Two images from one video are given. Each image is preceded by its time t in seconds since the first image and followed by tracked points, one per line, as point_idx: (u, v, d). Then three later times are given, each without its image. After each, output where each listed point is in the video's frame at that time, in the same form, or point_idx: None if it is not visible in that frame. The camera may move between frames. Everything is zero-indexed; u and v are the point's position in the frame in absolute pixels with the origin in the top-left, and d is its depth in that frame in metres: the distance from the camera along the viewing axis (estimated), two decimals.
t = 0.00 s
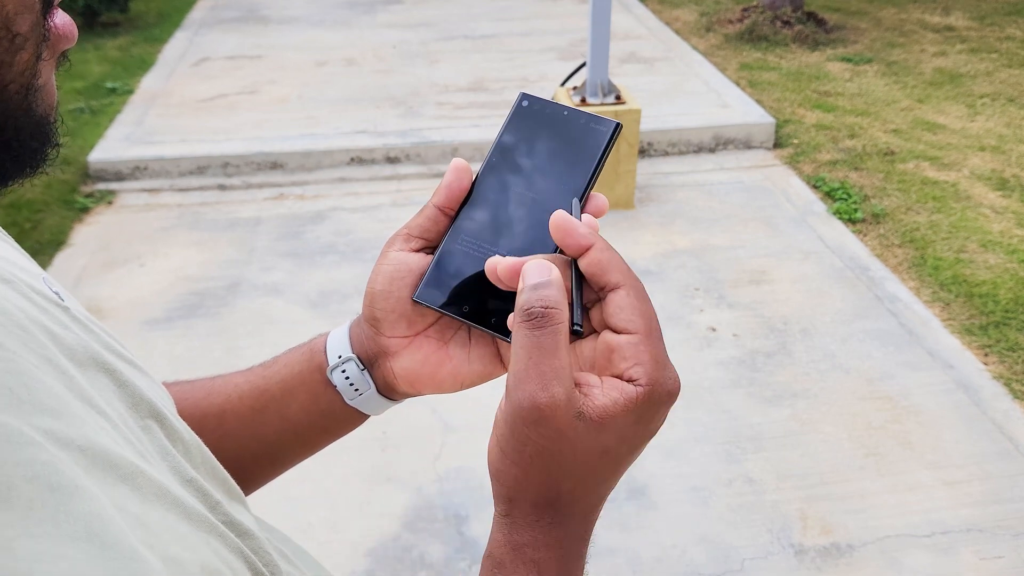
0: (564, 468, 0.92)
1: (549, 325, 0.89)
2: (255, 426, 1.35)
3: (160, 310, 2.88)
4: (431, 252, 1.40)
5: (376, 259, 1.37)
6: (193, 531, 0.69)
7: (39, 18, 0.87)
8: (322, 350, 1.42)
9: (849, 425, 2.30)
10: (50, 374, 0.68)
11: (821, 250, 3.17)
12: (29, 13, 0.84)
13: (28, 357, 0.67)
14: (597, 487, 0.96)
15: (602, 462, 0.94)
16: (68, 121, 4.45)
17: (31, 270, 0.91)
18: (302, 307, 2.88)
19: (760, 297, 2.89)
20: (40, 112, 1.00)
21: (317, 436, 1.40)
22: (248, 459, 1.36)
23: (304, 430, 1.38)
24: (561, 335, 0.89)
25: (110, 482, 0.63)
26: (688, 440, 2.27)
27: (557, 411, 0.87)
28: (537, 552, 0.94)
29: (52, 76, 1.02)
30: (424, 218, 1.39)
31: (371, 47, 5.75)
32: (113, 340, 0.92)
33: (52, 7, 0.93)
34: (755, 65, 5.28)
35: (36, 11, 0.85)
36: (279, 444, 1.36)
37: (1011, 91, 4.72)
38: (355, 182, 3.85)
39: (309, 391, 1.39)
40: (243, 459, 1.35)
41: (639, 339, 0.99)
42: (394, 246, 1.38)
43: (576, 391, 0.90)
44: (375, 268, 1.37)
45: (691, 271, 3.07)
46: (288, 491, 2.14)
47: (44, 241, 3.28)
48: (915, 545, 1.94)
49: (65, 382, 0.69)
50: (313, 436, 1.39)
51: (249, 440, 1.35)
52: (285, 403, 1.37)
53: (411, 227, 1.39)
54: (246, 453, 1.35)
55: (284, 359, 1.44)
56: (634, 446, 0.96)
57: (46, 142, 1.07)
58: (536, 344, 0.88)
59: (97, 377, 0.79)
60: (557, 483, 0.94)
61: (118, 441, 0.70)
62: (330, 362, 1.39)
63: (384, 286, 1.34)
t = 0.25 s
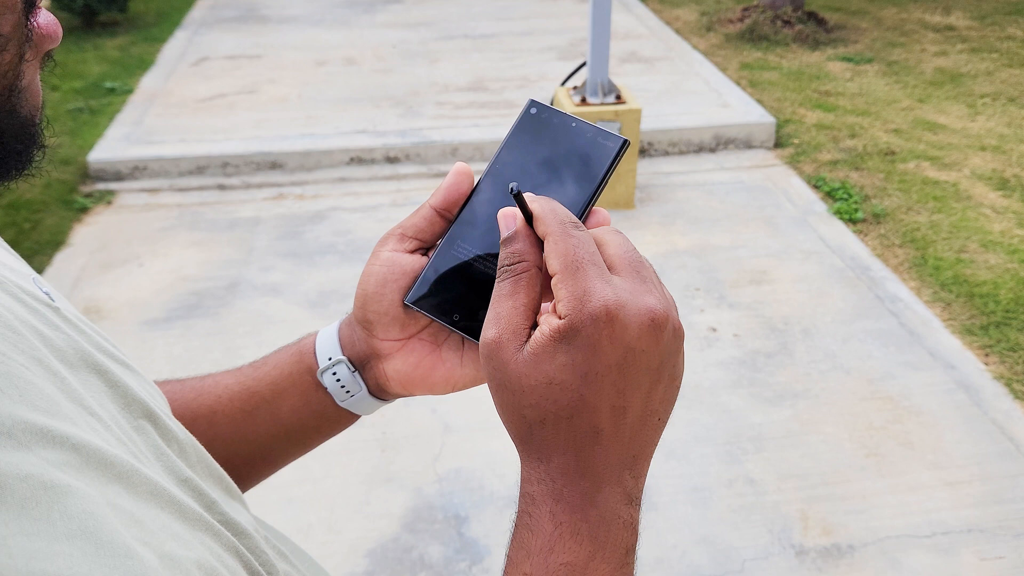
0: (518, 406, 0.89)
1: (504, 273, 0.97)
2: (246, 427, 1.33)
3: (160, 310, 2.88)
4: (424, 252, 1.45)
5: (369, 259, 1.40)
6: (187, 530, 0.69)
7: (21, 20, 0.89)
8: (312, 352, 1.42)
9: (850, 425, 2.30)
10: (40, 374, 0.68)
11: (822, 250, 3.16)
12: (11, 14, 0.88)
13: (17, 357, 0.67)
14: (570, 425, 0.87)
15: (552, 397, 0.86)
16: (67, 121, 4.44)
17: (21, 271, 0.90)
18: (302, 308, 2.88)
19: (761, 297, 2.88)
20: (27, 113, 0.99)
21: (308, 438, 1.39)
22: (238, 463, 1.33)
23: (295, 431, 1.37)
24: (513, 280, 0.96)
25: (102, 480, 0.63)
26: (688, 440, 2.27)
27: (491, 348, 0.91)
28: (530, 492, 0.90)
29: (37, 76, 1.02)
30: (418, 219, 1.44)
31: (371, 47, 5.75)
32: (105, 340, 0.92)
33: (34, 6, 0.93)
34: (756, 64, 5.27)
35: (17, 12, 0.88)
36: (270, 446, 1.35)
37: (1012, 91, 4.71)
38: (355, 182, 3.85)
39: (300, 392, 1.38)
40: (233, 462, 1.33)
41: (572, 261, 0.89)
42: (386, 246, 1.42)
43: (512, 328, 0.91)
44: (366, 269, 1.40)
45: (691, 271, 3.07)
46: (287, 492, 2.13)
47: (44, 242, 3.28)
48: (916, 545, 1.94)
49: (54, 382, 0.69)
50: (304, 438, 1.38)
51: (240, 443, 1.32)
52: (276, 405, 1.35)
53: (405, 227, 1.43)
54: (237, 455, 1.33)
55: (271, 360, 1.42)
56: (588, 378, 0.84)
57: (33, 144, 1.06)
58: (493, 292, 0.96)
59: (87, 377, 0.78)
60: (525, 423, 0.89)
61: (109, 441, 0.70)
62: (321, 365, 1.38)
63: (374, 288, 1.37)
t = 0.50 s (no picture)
0: (511, 354, 0.87)
1: (486, 230, 0.95)
2: (240, 433, 1.34)
3: (160, 310, 2.88)
4: (422, 263, 1.39)
5: (364, 268, 1.35)
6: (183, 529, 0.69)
7: (13, 21, 0.88)
8: (306, 359, 1.41)
9: (850, 425, 2.30)
10: (34, 375, 0.68)
11: (822, 250, 3.16)
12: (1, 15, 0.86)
13: (10, 359, 0.67)
14: (561, 364, 0.85)
15: (542, 339, 0.84)
16: (68, 121, 4.44)
17: (14, 274, 0.91)
18: (302, 308, 2.88)
19: (761, 297, 2.88)
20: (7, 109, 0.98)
21: (304, 444, 1.40)
22: (233, 469, 1.35)
23: (290, 437, 1.37)
24: (494, 236, 0.93)
25: (96, 479, 0.63)
26: (688, 440, 2.27)
27: (478, 307, 0.88)
28: (533, 432, 0.89)
29: (27, 77, 1.04)
30: (416, 228, 1.38)
31: (371, 46, 5.75)
32: (99, 342, 0.92)
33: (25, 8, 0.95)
34: (756, 64, 5.27)
35: (9, 14, 0.87)
36: (264, 453, 1.36)
37: (1012, 91, 4.71)
38: (355, 182, 3.85)
39: (295, 400, 1.38)
40: (229, 468, 1.35)
41: (549, 207, 0.88)
42: (383, 256, 1.37)
43: (497, 281, 0.88)
44: (361, 278, 1.35)
45: (691, 271, 3.07)
46: (287, 492, 2.13)
47: (44, 241, 3.27)
48: (916, 545, 1.94)
49: (48, 384, 0.69)
50: (299, 445, 1.39)
51: (235, 451, 1.34)
52: (270, 411, 1.36)
53: (402, 237, 1.39)
54: (233, 462, 1.34)
55: (267, 366, 1.42)
56: (574, 316, 0.83)
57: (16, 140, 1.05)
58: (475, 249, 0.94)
59: (81, 379, 0.78)
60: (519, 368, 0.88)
61: (103, 442, 0.70)
62: (315, 373, 1.38)
63: (370, 300, 1.34)
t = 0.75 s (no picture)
0: (500, 332, 0.86)
1: (471, 213, 0.94)
2: (237, 436, 1.34)
3: (160, 310, 2.88)
4: (419, 266, 1.39)
5: (360, 272, 1.35)
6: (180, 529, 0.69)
7: (8, 19, 0.88)
8: (302, 363, 1.41)
9: (850, 425, 2.30)
10: (30, 376, 0.68)
11: (822, 250, 3.16)
12: None
13: (6, 360, 0.67)
14: (549, 340, 0.85)
15: (531, 315, 0.84)
16: (68, 121, 4.44)
17: (9, 277, 0.91)
18: (302, 307, 2.88)
19: (761, 297, 2.88)
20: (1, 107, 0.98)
21: (299, 447, 1.40)
22: (230, 472, 1.35)
23: (286, 441, 1.38)
24: (480, 218, 0.92)
25: (94, 477, 0.63)
26: (688, 440, 2.27)
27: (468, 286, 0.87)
28: (522, 411, 0.86)
29: (24, 76, 1.04)
30: (412, 232, 1.38)
31: (370, 46, 5.75)
32: (95, 344, 0.92)
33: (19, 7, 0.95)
34: (756, 64, 5.27)
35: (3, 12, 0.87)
36: (261, 457, 1.36)
37: (1012, 91, 4.71)
38: (355, 182, 3.85)
39: (291, 404, 1.38)
40: (224, 472, 1.35)
41: (537, 189, 0.89)
42: (379, 260, 1.37)
43: (486, 259, 0.88)
44: (358, 283, 1.35)
45: (691, 271, 3.07)
46: (286, 492, 2.13)
47: (44, 241, 3.27)
48: (916, 545, 1.94)
49: (45, 385, 0.69)
50: (295, 448, 1.39)
51: (231, 455, 1.34)
52: (266, 416, 1.36)
53: (398, 240, 1.38)
54: (228, 466, 1.35)
55: (263, 370, 1.42)
56: (562, 289, 0.83)
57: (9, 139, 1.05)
58: (462, 232, 0.93)
59: (78, 380, 0.79)
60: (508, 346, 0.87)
61: (100, 442, 0.70)
62: (312, 378, 1.38)
63: (366, 305, 1.34)
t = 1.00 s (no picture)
0: (497, 331, 0.86)
1: (470, 212, 0.94)
2: (235, 438, 1.34)
3: (160, 310, 2.88)
4: (418, 267, 1.39)
5: (359, 272, 1.36)
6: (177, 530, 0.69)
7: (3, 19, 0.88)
8: (301, 364, 1.41)
9: (850, 425, 2.30)
10: (26, 378, 0.69)
11: (822, 250, 3.17)
12: None
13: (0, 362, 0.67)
14: (545, 337, 0.85)
15: (527, 313, 0.84)
16: (68, 121, 4.44)
17: (5, 279, 0.91)
18: (302, 307, 2.88)
19: (761, 297, 2.89)
20: None
21: (297, 449, 1.40)
22: (228, 474, 1.35)
23: (284, 443, 1.38)
24: (480, 217, 0.92)
25: (90, 478, 0.63)
26: (688, 441, 2.27)
27: (468, 284, 0.87)
28: (520, 409, 0.86)
29: (18, 75, 1.04)
30: (411, 233, 1.39)
31: (370, 46, 5.75)
32: (92, 346, 0.92)
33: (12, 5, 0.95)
34: (756, 64, 5.27)
35: None
36: (259, 458, 1.36)
37: (1011, 91, 4.71)
38: (355, 182, 3.85)
39: (289, 406, 1.38)
40: (222, 474, 1.35)
41: (532, 189, 0.90)
42: (378, 261, 1.37)
43: (486, 259, 0.88)
44: (356, 284, 1.35)
45: (691, 271, 3.07)
46: (287, 492, 2.14)
47: (44, 241, 3.28)
48: (916, 545, 1.94)
49: (41, 387, 0.70)
50: (294, 450, 1.39)
51: (229, 456, 1.34)
52: (265, 417, 1.36)
53: (397, 241, 1.38)
54: (227, 468, 1.35)
55: (262, 372, 1.42)
56: (557, 287, 0.83)
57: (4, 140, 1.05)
58: (462, 231, 0.93)
59: (74, 382, 0.79)
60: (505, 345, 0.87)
61: (96, 444, 0.70)
62: (311, 379, 1.38)
63: (365, 305, 1.34)
